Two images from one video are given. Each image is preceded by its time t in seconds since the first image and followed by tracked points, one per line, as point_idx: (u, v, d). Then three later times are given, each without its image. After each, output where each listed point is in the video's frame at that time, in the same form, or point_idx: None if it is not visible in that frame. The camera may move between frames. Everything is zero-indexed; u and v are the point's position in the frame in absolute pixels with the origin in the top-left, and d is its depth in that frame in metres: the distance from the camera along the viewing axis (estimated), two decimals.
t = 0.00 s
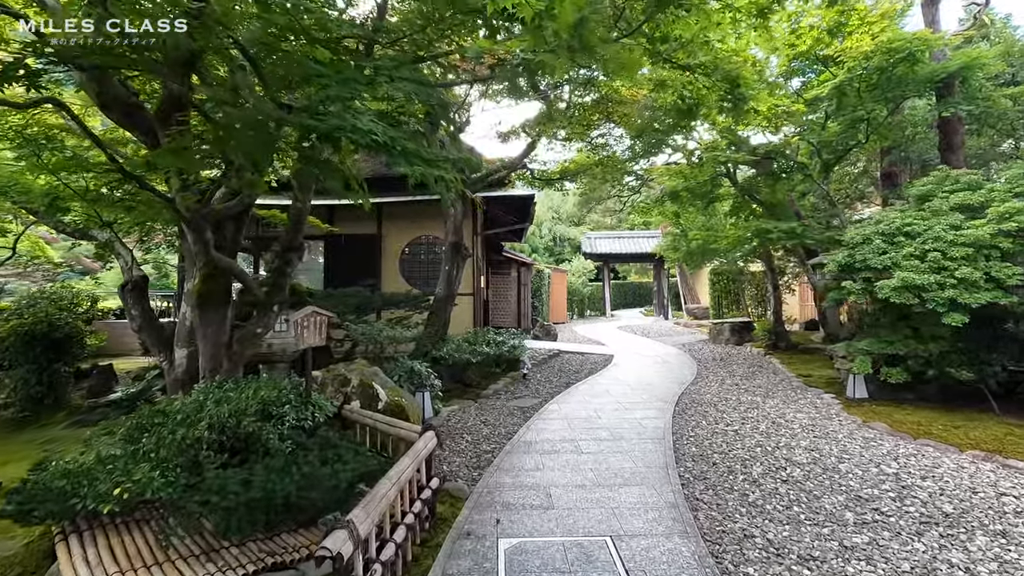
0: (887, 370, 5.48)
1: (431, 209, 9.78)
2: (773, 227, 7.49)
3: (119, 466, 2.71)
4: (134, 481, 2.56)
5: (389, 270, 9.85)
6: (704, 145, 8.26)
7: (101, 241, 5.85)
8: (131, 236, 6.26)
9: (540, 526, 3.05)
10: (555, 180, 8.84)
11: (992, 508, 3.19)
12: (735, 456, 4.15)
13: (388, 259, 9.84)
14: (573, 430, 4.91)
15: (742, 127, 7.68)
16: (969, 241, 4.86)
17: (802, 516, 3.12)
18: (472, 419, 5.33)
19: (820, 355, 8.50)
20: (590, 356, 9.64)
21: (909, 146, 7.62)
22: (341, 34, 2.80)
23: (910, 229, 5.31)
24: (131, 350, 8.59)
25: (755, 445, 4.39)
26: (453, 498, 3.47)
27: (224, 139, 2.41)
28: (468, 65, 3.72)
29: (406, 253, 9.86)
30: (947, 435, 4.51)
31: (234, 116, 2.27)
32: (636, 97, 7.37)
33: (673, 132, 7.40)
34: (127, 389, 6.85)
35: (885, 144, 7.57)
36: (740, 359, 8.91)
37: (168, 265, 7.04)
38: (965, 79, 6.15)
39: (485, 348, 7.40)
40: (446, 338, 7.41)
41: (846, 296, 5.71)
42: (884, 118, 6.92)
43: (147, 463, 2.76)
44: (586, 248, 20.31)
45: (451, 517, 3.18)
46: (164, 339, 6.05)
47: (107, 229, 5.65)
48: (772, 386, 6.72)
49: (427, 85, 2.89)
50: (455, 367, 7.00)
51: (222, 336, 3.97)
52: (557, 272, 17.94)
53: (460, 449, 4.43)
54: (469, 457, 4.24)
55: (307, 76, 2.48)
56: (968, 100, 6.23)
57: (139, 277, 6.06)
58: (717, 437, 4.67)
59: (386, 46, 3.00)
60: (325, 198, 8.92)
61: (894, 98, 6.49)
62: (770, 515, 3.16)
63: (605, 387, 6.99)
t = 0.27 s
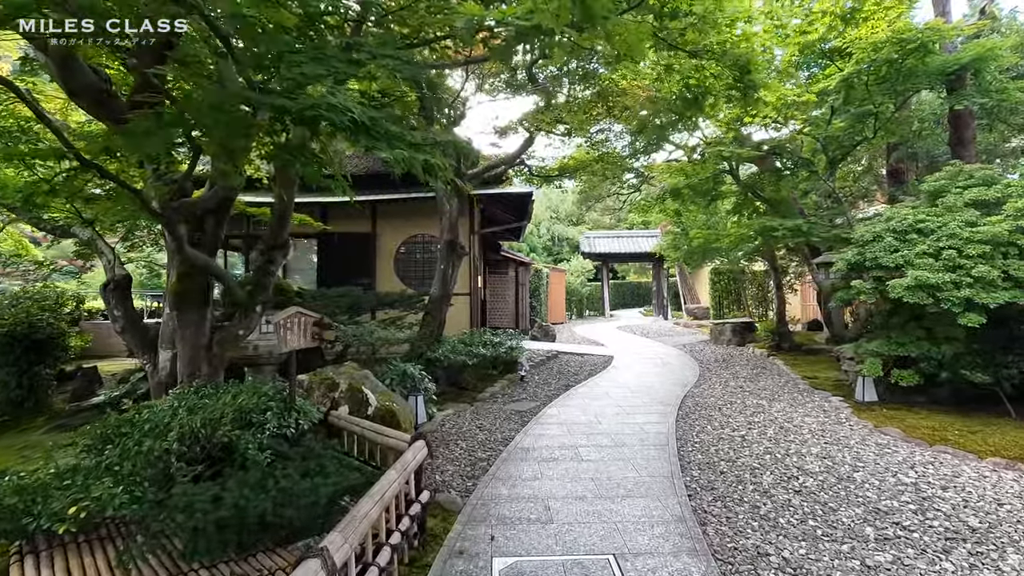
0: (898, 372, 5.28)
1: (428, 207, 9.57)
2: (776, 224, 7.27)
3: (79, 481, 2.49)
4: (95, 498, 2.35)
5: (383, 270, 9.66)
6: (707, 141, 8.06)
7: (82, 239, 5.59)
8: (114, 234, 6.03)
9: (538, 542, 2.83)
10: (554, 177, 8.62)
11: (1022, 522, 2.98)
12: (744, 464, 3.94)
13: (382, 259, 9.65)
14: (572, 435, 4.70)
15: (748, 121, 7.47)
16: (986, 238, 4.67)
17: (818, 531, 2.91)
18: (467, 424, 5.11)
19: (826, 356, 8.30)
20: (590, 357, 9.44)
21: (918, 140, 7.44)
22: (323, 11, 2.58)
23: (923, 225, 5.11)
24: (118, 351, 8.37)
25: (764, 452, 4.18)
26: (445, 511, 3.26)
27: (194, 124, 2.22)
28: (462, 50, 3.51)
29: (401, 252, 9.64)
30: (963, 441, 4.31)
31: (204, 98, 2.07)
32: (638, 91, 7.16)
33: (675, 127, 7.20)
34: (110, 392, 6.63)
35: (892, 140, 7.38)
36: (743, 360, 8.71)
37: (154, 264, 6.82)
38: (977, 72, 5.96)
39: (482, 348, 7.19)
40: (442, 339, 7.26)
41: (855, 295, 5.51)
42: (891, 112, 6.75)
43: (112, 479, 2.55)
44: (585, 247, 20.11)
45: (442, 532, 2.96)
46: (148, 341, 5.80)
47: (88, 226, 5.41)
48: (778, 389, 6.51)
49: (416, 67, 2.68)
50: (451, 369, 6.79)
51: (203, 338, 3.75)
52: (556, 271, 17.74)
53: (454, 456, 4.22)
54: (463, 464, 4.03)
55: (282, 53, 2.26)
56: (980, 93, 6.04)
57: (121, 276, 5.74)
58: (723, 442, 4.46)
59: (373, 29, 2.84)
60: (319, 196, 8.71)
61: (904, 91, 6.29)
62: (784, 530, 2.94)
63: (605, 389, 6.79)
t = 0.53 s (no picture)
0: (909, 376, 5.06)
1: (422, 205, 9.33)
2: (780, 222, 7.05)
3: (22, 500, 2.25)
4: (36, 521, 2.10)
5: (376, 270, 9.43)
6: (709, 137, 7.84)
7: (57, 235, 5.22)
8: (91, 231, 5.77)
9: (532, 564, 2.60)
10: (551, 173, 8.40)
11: None
12: (751, 475, 3.71)
13: (375, 259, 9.41)
14: (569, 443, 4.47)
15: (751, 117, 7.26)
16: (1003, 237, 4.48)
17: (836, 552, 2.68)
18: (459, 431, 4.88)
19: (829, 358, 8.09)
20: (588, 359, 9.21)
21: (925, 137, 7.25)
22: None
23: (936, 223, 4.90)
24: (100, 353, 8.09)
25: (771, 461, 3.95)
26: (432, 528, 3.02)
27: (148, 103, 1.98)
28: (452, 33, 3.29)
29: (394, 251, 9.40)
30: (982, 449, 4.09)
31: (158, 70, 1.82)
32: (638, 84, 6.93)
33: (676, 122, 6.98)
34: (89, 396, 6.36)
35: (899, 136, 7.17)
36: (745, 363, 8.49)
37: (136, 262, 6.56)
38: (990, 65, 5.76)
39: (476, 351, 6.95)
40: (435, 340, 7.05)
41: (864, 296, 5.29)
42: (899, 107, 6.55)
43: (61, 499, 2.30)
44: (583, 248, 19.88)
45: (428, 552, 2.73)
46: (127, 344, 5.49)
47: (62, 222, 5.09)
48: (782, 392, 6.29)
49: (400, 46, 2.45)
50: (444, 372, 6.55)
51: (174, 340, 3.51)
52: (553, 271, 17.50)
53: (444, 466, 3.98)
54: (453, 475, 3.79)
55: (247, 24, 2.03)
56: (993, 86, 5.83)
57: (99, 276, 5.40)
58: (728, 451, 4.23)
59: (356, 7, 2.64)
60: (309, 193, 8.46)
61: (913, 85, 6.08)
62: (799, 549, 2.71)
63: (603, 392, 6.56)
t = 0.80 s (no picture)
0: (920, 382, 4.87)
1: (415, 204, 9.10)
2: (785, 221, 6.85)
3: None
4: None
5: (368, 271, 9.19)
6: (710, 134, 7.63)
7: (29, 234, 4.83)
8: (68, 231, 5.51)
9: None
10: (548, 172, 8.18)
11: None
12: (759, 489, 3.49)
13: (367, 261, 9.16)
14: (566, 454, 4.24)
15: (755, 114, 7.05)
16: (1021, 236, 4.30)
17: None
18: (451, 440, 4.65)
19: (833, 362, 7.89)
20: (585, 362, 8.99)
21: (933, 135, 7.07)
22: None
23: (949, 222, 4.70)
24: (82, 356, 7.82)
25: (779, 474, 3.74)
26: (417, 551, 2.79)
27: (93, 83, 1.75)
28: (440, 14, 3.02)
29: (387, 251, 9.16)
30: (1000, 461, 3.89)
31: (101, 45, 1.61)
32: (639, 79, 6.72)
33: (677, 116, 6.76)
34: (67, 402, 6.11)
35: (906, 133, 6.97)
36: (746, 366, 8.28)
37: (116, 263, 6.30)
38: (1003, 59, 5.57)
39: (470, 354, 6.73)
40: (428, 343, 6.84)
41: (874, 298, 5.08)
42: (908, 103, 6.35)
43: (4, 532, 2.06)
44: (580, 248, 19.66)
45: None
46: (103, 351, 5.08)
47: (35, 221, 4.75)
48: (786, 398, 6.08)
49: (383, 26, 2.23)
50: (437, 377, 6.32)
51: (142, 347, 3.28)
52: (550, 271, 17.27)
53: (433, 479, 3.76)
54: (443, 490, 3.57)
55: None
56: (1005, 81, 5.64)
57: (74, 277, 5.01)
58: (734, 463, 4.01)
59: None
60: (299, 192, 8.21)
61: (924, 79, 5.87)
62: None
63: (601, 397, 6.34)
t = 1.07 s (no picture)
0: (934, 386, 4.66)
1: (410, 202, 8.88)
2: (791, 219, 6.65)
3: None
4: None
5: (362, 271, 8.96)
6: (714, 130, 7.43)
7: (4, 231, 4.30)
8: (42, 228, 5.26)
9: None
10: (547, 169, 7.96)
11: None
12: (772, 503, 3.27)
13: (360, 260, 8.93)
14: (565, 463, 4.02)
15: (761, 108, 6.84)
16: None
17: None
18: (444, 448, 4.43)
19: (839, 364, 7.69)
20: (585, 364, 8.78)
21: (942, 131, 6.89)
22: None
23: (966, 219, 4.49)
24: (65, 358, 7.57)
25: (792, 486, 3.52)
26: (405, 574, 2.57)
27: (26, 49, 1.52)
28: None
29: (381, 250, 8.94)
30: None
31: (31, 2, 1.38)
32: (640, 73, 6.52)
33: (680, 110, 6.54)
34: (45, 406, 5.86)
35: (915, 129, 6.77)
36: (749, 368, 8.07)
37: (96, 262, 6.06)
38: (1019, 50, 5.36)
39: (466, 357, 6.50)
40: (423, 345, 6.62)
41: (886, 299, 4.88)
42: (918, 97, 6.17)
43: None
44: (579, 248, 19.46)
45: None
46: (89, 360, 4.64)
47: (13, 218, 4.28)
48: (793, 402, 5.87)
49: None
50: (431, 380, 6.10)
51: (111, 351, 3.05)
52: (548, 271, 17.06)
53: (425, 491, 3.54)
54: (434, 503, 3.34)
55: None
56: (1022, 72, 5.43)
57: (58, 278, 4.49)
58: (743, 472, 3.80)
59: None
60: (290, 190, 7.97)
61: (936, 71, 5.67)
62: None
63: (601, 401, 6.13)
